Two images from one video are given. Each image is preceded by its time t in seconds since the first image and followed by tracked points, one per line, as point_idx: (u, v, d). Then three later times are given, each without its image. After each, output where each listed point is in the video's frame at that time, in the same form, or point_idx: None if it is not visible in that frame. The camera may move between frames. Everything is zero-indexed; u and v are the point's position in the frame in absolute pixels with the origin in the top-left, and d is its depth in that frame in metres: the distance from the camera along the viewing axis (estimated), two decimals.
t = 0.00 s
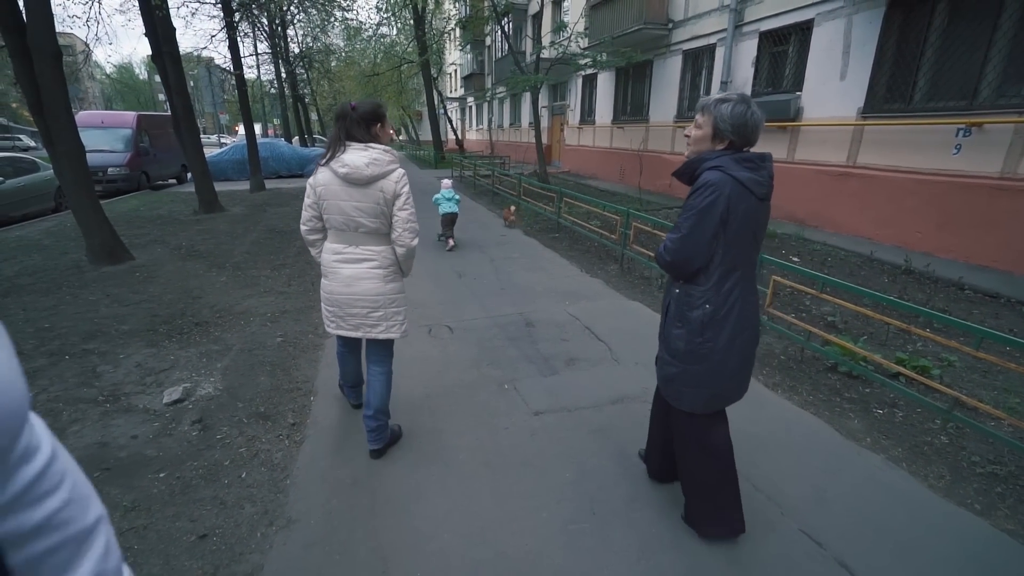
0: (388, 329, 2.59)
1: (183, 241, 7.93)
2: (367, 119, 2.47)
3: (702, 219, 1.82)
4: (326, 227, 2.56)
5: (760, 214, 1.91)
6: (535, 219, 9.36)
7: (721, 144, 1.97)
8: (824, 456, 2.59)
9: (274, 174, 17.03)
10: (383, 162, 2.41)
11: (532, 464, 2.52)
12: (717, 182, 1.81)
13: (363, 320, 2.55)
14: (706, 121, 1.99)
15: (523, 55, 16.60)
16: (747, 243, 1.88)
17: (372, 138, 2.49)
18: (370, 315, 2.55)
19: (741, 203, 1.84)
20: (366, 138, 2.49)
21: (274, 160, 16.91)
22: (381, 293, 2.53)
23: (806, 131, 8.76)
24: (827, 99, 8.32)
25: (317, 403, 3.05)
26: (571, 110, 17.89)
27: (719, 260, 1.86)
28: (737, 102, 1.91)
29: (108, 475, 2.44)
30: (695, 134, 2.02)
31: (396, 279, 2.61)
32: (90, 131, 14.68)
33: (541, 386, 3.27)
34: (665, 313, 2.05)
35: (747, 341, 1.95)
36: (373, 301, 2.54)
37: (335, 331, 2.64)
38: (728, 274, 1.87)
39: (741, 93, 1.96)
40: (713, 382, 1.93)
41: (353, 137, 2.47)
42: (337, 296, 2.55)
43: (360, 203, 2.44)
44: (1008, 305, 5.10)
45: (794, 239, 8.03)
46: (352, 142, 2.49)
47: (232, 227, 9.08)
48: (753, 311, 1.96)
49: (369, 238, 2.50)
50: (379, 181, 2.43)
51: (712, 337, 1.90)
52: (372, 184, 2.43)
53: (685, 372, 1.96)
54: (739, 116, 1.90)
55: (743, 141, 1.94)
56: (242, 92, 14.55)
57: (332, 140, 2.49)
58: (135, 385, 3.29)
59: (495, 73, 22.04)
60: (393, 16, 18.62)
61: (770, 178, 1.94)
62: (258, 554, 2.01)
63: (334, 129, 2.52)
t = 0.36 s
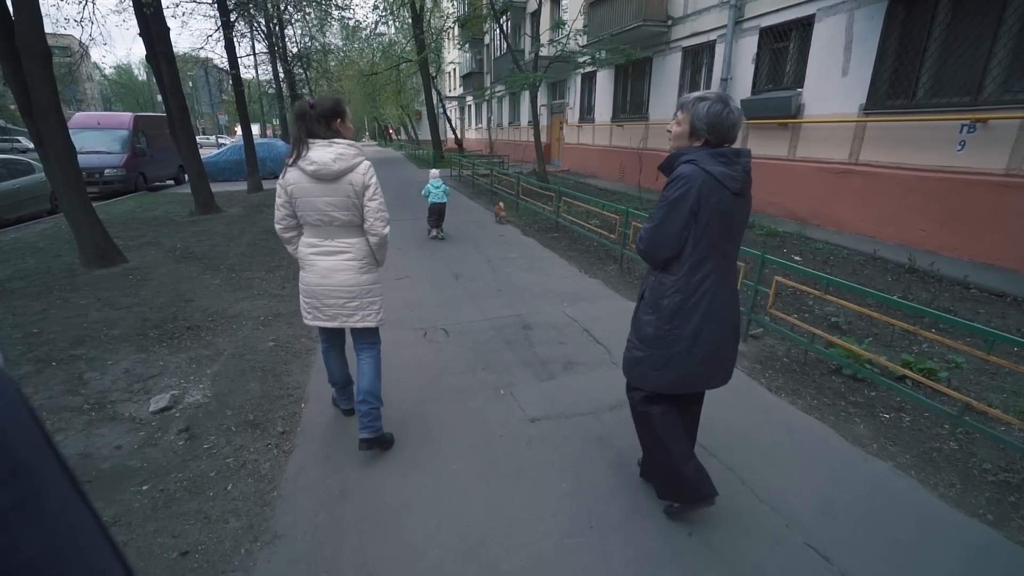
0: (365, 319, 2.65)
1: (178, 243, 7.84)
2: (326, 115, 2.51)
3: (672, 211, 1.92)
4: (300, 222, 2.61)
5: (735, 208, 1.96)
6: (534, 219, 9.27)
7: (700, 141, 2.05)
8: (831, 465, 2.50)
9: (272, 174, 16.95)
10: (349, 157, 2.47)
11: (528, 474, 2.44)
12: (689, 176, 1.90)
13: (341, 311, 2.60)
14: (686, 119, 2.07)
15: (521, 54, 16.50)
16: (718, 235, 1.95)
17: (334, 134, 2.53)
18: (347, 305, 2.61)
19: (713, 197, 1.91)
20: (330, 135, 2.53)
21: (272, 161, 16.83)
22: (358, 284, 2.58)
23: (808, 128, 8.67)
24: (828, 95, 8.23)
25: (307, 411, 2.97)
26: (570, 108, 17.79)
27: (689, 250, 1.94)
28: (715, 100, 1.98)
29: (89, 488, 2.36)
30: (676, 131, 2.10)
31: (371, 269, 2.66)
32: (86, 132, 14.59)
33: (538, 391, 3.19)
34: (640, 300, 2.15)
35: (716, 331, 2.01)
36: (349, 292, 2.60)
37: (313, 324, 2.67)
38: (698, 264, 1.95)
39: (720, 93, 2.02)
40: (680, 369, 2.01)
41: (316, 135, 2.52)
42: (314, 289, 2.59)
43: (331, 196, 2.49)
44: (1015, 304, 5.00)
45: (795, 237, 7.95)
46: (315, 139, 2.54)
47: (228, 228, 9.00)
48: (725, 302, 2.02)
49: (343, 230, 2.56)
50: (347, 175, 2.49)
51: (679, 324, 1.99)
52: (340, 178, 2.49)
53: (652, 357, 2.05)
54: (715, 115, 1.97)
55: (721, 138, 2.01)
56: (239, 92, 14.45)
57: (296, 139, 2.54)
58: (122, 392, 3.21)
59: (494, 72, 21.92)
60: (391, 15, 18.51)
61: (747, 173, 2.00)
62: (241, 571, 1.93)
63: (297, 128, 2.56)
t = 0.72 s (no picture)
0: (347, 312, 2.81)
1: (171, 244, 7.72)
2: (291, 113, 2.59)
3: (652, 205, 1.95)
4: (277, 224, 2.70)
5: (719, 201, 1.96)
6: (533, 217, 9.14)
7: (683, 139, 2.05)
8: (844, 481, 2.37)
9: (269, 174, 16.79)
10: (320, 153, 2.57)
11: (524, 490, 2.32)
12: (668, 169, 1.92)
13: (325, 308, 2.72)
14: (670, 115, 2.07)
15: (520, 50, 16.35)
16: (701, 229, 1.95)
17: (301, 131, 2.62)
18: (330, 302, 2.73)
19: (694, 190, 1.92)
20: (297, 132, 2.62)
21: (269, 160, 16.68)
22: (339, 279, 2.72)
23: (810, 124, 8.53)
24: (830, 90, 8.09)
25: (295, 423, 2.85)
26: (569, 105, 17.62)
27: (671, 245, 1.96)
28: (698, 97, 1.97)
29: (61, 508, 2.24)
30: (659, 128, 2.10)
31: (351, 264, 2.80)
32: (81, 132, 14.45)
33: (535, 401, 3.06)
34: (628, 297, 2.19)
35: (702, 329, 2.04)
36: (331, 288, 2.72)
37: (294, 323, 2.76)
38: (681, 259, 1.97)
39: (705, 90, 2.02)
40: (666, 366, 2.04)
41: (282, 132, 2.59)
42: (296, 288, 2.67)
43: (307, 194, 2.61)
44: None
45: (798, 235, 7.81)
46: (282, 139, 2.61)
47: (222, 229, 8.87)
48: (711, 297, 2.03)
49: (320, 227, 2.68)
50: (319, 171, 2.60)
51: (663, 322, 2.03)
52: (313, 176, 2.60)
53: (638, 356, 2.10)
54: (697, 110, 1.98)
55: (705, 133, 2.00)
56: (235, 91, 14.29)
57: (265, 140, 2.62)
58: (103, 403, 3.08)
59: (492, 69, 21.75)
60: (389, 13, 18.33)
61: (732, 166, 1.98)
62: None
63: (264, 130, 2.63)
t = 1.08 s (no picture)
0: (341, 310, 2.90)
1: (165, 246, 7.60)
2: (293, 115, 2.62)
3: (624, 207, 1.92)
4: (272, 223, 2.72)
5: (694, 204, 1.93)
6: (533, 218, 9.00)
7: (659, 139, 2.01)
8: (861, 501, 2.23)
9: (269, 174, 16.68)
10: (322, 157, 2.64)
11: (520, 510, 2.19)
12: (641, 171, 1.90)
13: (321, 307, 2.78)
14: (647, 114, 2.03)
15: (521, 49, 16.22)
16: (675, 231, 1.93)
17: (302, 134, 2.67)
18: (325, 301, 2.79)
19: (667, 191, 1.89)
20: (298, 135, 2.67)
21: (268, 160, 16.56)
22: (336, 279, 2.80)
23: (816, 122, 8.38)
24: (836, 89, 7.95)
25: (282, 436, 2.73)
26: (570, 104, 17.48)
27: (645, 247, 1.94)
28: (675, 97, 1.94)
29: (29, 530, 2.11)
30: (635, 127, 2.05)
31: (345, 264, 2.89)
32: (78, 132, 14.33)
33: (534, 411, 2.94)
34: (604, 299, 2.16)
35: (678, 331, 2.01)
36: (326, 288, 2.79)
37: (288, 323, 2.78)
38: (655, 261, 1.94)
39: (682, 90, 1.99)
40: (640, 368, 2.02)
41: (283, 135, 2.63)
42: (292, 288, 2.71)
43: (307, 197, 2.66)
44: None
45: (804, 236, 7.67)
46: (282, 141, 2.65)
47: (218, 230, 8.75)
48: (687, 299, 2.01)
49: (318, 229, 2.74)
50: (320, 174, 2.66)
51: (638, 324, 2.00)
52: (312, 179, 2.66)
53: (614, 357, 2.07)
54: (674, 110, 1.94)
55: (681, 134, 1.98)
56: (233, 90, 14.18)
57: (263, 141, 2.64)
58: (84, 413, 2.96)
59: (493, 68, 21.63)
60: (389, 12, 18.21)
61: (706, 167, 1.96)
62: None
63: (263, 131, 2.64)
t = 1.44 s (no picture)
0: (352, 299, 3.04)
1: (166, 245, 7.50)
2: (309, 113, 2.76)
3: (596, 206, 1.91)
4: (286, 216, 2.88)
5: (669, 200, 1.91)
6: (539, 218, 8.80)
7: (633, 131, 1.99)
8: (890, 537, 2.03)
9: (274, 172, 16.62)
10: (335, 154, 2.78)
11: (515, 543, 2.01)
12: (612, 169, 1.89)
13: (332, 296, 2.93)
14: (620, 107, 2.01)
15: (528, 46, 15.99)
16: (648, 228, 1.90)
17: (317, 131, 2.80)
18: (336, 291, 2.93)
19: (638, 188, 1.86)
20: (313, 133, 2.80)
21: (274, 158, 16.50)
22: (346, 269, 2.95)
23: (832, 120, 8.11)
24: (854, 84, 7.68)
25: (265, 453, 2.57)
26: (579, 102, 17.23)
27: (619, 247, 1.92)
28: (648, 88, 1.93)
29: None
30: (610, 119, 2.05)
31: (355, 256, 3.03)
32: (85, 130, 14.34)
33: (533, 429, 2.76)
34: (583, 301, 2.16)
35: (656, 336, 2.01)
36: (338, 279, 2.92)
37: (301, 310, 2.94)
38: (631, 263, 1.93)
39: (655, 81, 1.98)
40: (619, 377, 2.03)
41: (299, 132, 2.76)
42: (305, 277, 2.87)
43: (318, 192, 2.80)
44: None
45: (819, 238, 7.41)
46: (298, 137, 2.79)
47: (220, 229, 8.64)
48: (666, 303, 2.00)
49: (328, 222, 2.87)
50: (332, 171, 2.80)
51: (616, 330, 2.00)
52: (325, 175, 2.79)
53: (593, 364, 2.07)
54: (646, 102, 1.93)
55: (654, 127, 1.96)
56: (239, 88, 14.09)
57: (280, 138, 2.77)
58: (61, 425, 2.82)
59: (500, 65, 21.42)
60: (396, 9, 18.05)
61: (682, 161, 1.92)
62: None
63: (279, 128, 2.79)
